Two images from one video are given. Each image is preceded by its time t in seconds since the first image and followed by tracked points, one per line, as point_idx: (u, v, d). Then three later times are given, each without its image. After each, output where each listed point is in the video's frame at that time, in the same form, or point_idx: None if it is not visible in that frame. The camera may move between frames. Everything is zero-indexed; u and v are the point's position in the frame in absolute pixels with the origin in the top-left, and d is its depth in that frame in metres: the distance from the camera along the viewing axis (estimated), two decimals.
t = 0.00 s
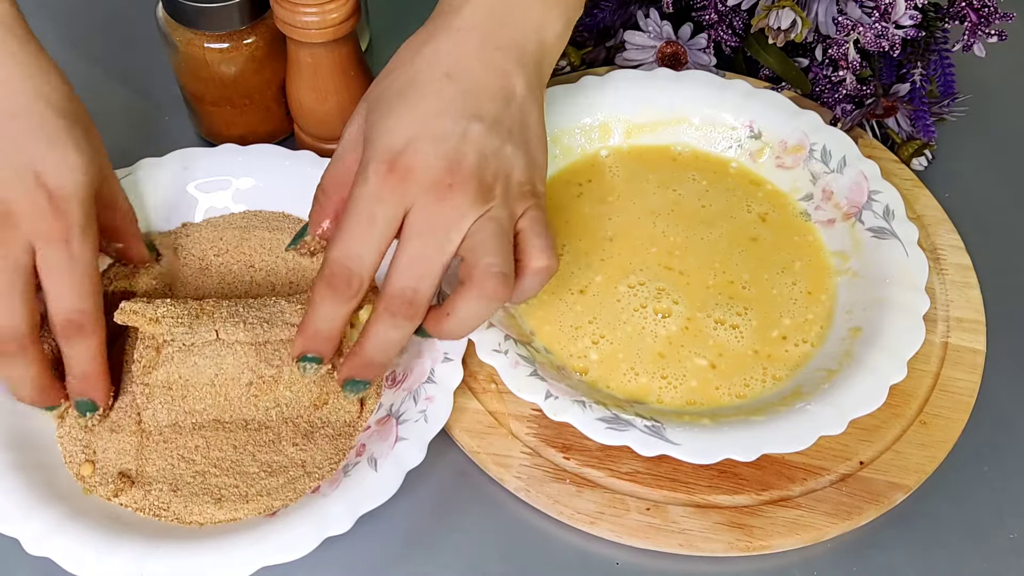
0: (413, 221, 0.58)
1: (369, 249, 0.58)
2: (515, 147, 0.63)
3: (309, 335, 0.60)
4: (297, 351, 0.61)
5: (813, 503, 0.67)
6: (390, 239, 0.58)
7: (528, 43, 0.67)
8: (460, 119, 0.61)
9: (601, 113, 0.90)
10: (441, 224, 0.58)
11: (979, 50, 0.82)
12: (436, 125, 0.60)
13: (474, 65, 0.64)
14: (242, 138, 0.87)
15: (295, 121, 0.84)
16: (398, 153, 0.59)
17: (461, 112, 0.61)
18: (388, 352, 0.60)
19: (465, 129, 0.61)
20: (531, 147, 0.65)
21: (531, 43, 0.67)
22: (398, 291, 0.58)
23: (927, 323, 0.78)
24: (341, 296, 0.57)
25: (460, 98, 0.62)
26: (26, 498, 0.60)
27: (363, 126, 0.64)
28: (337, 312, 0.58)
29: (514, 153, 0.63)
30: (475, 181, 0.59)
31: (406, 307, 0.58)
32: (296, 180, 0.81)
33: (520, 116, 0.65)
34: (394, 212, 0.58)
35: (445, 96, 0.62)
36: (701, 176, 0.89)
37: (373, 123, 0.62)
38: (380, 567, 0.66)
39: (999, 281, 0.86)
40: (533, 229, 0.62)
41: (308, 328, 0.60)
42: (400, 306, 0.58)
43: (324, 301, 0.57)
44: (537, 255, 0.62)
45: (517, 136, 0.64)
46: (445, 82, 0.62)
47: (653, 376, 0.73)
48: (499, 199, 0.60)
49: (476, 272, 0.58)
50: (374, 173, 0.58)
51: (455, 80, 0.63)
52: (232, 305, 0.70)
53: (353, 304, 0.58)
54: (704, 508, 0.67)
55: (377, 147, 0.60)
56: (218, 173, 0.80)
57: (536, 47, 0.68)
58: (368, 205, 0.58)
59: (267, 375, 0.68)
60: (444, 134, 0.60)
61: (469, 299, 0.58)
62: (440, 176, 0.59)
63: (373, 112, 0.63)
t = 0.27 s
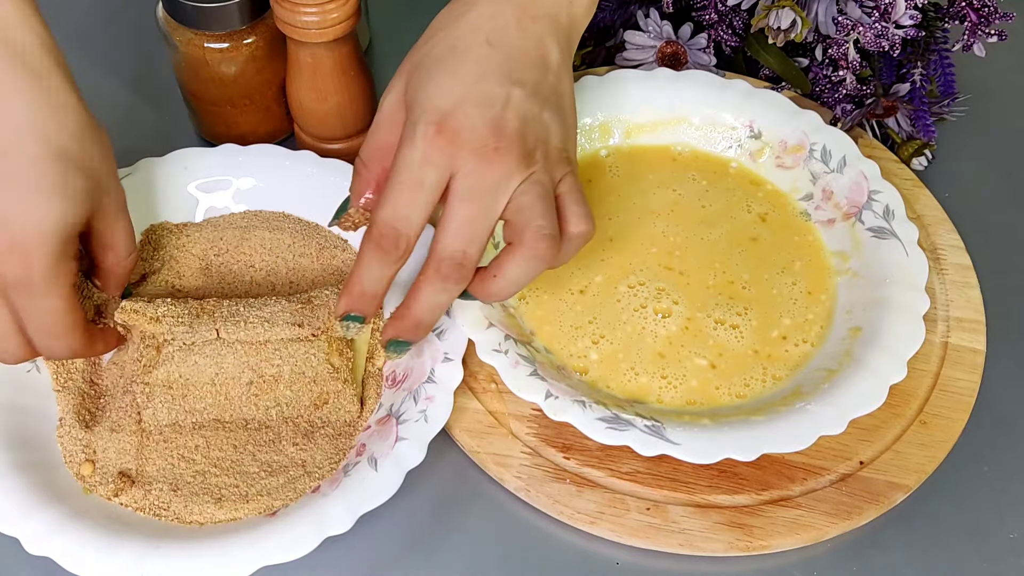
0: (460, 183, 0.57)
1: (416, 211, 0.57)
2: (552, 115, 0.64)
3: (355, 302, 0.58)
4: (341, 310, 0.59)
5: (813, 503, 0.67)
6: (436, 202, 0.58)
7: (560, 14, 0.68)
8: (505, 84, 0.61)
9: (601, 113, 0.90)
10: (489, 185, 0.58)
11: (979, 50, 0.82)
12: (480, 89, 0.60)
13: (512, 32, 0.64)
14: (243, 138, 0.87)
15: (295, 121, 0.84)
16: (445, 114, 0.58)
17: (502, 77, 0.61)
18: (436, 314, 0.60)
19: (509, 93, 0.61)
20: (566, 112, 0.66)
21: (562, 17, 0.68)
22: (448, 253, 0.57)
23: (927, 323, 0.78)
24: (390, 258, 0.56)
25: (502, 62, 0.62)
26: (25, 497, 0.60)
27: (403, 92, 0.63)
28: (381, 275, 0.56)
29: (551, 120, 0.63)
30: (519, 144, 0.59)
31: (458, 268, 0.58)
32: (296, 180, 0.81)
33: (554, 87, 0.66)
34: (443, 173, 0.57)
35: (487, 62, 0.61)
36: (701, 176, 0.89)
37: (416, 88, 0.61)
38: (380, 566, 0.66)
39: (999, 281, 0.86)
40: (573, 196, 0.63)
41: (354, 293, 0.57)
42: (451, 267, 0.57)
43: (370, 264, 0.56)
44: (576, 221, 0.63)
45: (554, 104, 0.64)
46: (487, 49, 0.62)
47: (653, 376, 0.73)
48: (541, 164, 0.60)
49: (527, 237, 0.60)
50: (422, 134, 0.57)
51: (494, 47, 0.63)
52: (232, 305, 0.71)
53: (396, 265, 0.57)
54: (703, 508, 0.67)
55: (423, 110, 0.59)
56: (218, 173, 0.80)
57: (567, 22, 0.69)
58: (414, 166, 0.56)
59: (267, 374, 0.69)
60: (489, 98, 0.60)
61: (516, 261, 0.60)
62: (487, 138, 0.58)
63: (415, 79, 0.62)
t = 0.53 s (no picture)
0: (484, 181, 0.58)
1: (441, 209, 0.58)
2: (572, 110, 0.64)
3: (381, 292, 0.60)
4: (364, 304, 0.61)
5: (813, 503, 0.67)
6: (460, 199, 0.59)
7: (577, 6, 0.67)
8: (527, 80, 0.61)
9: (601, 113, 0.90)
10: (515, 184, 0.58)
11: (979, 50, 0.82)
12: (503, 86, 0.60)
13: (532, 27, 0.64)
14: (243, 138, 0.87)
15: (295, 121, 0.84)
16: (470, 112, 0.59)
17: (524, 73, 0.62)
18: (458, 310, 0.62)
19: (531, 91, 0.61)
20: (582, 107, 0.66)
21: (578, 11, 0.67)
22: (474, 250, 0.59)
23: (927, 323, 0.78)
24: (416, 256, 0.58)
25: (524, 58, 0.62)
26: (25, 497, 0.59)
27: (424, 86, 0.63)
28: (405, 270, 0.58)
29: (571, 115, 0.64)
30: (541, 141, 0.60)
31: (484, 265, 0.59)
32: (297, 180, 0.80)
33: (572, 80, 0.66)
34: (468, 171, 0.57)
35: (509, 58, 0.61)
36: (701, 176, 0.89)
37: (438, 84, 0.61)
38: (380, 566, 0.66)
39: (1000, 281, 0.86)
40: (592, 193, 0.64)
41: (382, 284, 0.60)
42: (477, 264, 0.59)
43: (396, 261, 0.58)
44: (596, 218, 0.64)
45: (572, 98, 0.65)
46: (508, 44, 0.62)
47: (653, 376, 0.73)
48: (562, 160, 0.61)
49: (551, 235, 0.61)
50: (448, 132, 0.57)
51: (515, 42, 0.63)
52: (232, 305, 0.71)
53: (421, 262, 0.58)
54: (704, 508, 0.67)
55: (448, 107, 0.59)
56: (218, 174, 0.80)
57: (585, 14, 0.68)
58: (439, 165, 0.57)
59: (267, 375, 0.69)
60: (512, 95, 0.60)
61: (540, 258, 0.62)
62: (511, 135, 0.59)
63: (437, 73, 0.62)
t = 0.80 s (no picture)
0: (483, 174, 0.58)
1: (443, 207, 0.59)
2: (562, 93, 0.64)
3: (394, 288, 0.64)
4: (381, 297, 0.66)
5: (813, 503, 0.67)
6: (461, 193, 0.59)
7: None
8: (513, 67, 0.61)
9: (601, 113, 0.90)
10: (517, 174, 0.59)
11: (979, 50, 0.82)
12: (490, 76, 0.60)
13: (513, 12, 0.63)
14: (243, 138, 0.87)
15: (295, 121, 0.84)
16: (462, 107, 0.58)
17: (511, 61, 0.61)
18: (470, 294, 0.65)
19: (518, 78, 0.61)
20: (570, 88, 0.66)
21: None
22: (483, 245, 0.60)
23: (927, 323, 0.78)
24: (423, 254, 0.60)
25: (509, 44, 0.61)
26: (25, 497, 0.59)
27: (409, 80, 0.62)
28: (415, 268, 0.62)
29: (561, 99, 0.64)
30: (536, 128, 0.60)
31: (497, 254, 0.61)
32: (297, 180, 0.80)
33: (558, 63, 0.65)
34: (467, 166, 0.58)
35: (494, 48, 0.61)
36: (701, 175, 0.89)
37: (424, 79, 0.61)
38: (380, 567, 0.66)
39: (1000, 281, 0.86)
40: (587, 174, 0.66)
41: (393, 280, 0.63)
42: (490, 255, 0.61)
43: (405, 259, 0.61)
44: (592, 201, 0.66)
45: (561, 82, 0.65)
46: (490, 33, 0.61)
47: (653, 376, 0.73)
48: (558, 143, 0.62)
49: (550, 223, 0.63)
50: (442, 130, 0.57)
51: (499, 30, 0.62)
52: (231, 305, 0.71)
53: (428, 258, 0.61)
54: (703, 508, 0.67)
55: (439, 103, 0.59)
56: (218, 173, 0.80)
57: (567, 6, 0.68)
58: (437, 164, 0.57)
59: (267, 375, 0.69)
60: (501, 85, 0.60)
61: (540, 241, 0.64)
62: (504, 124, 0.58)
63: (421, 68, 0.61)
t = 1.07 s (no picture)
0: (449, 150, 0.63)
1: (414, 187, 0.65)
2: (526, 66, 0.68)
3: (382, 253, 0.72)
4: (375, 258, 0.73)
5: (813, 503, 0.67)
6: (432, 170, 0.64)
7: None
8: (473, 48, 0.65)
9: (601, 113, 0.90)
10: (480, 145, 0.62)
11: (979, 50, 0.82)
12: (451, 61, 0.65)
13: None
14: (243, 138, 0.87)
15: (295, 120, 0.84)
16: (422, 94, 0.63)
17: (471, 44, 0.66)
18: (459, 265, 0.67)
19: (476, 58, 0.65)
20: (536, 63, 0.70)
21: None
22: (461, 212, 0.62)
23: (927, 323, 0.78)
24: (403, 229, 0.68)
25: (468, 27, 0.66)
26: (25, 497, 0.59)
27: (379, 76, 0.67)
28: (398, 241, 0.69)
29: (525, 71, 0.68)
30: (495, 100, 0.64)
31: (477, 218, 0.63)
32: (297, 179, 0.81)
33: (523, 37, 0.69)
34: (431, 149, 0.63)
35: (453, 33, 0.65)
36: (701, 176, 0.89)
37: (392, 68, 0.66)
38: (380, 567, 0.66)
39: (1000, 281, 0.86)
40: (559, 135, 0.67)
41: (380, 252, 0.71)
42: (469, 220, 0.63)
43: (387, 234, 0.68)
44: (566, 161, 0.66)
45: (525, 56, 0.69)
46: (450, 19, 0.66)
47: (653, 376, 0.73)
48: (522, 110, 0.65)
49: (523, 176, 0.64)
50: (405, 120, 0.63)
51: (458, 14, 0.66)
52: (232, 305, 0.71)
53: (409, 230, 0.68)
54: (704, 508, 0.67)
55: (403, 94, 0.64)
56: (218, 173, 0.80)
57: None
58: (405, 150, 0.63)
59: (267, 375, 0.69)
60: (461, 67, 0.65)
61: (516, 198, 0.64)
62: (462, 103, 0.63)
63: (388, 59, 0.67)
